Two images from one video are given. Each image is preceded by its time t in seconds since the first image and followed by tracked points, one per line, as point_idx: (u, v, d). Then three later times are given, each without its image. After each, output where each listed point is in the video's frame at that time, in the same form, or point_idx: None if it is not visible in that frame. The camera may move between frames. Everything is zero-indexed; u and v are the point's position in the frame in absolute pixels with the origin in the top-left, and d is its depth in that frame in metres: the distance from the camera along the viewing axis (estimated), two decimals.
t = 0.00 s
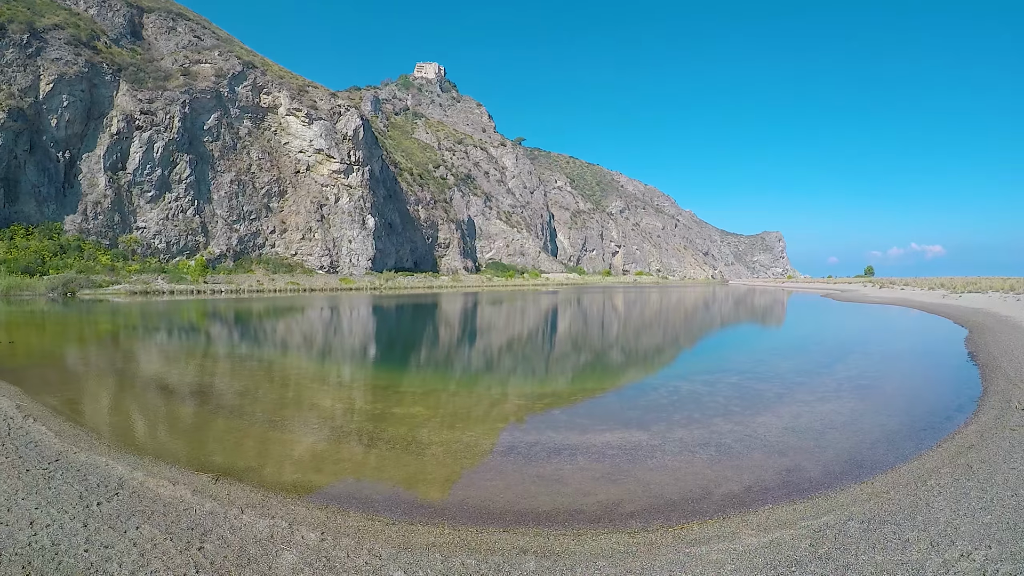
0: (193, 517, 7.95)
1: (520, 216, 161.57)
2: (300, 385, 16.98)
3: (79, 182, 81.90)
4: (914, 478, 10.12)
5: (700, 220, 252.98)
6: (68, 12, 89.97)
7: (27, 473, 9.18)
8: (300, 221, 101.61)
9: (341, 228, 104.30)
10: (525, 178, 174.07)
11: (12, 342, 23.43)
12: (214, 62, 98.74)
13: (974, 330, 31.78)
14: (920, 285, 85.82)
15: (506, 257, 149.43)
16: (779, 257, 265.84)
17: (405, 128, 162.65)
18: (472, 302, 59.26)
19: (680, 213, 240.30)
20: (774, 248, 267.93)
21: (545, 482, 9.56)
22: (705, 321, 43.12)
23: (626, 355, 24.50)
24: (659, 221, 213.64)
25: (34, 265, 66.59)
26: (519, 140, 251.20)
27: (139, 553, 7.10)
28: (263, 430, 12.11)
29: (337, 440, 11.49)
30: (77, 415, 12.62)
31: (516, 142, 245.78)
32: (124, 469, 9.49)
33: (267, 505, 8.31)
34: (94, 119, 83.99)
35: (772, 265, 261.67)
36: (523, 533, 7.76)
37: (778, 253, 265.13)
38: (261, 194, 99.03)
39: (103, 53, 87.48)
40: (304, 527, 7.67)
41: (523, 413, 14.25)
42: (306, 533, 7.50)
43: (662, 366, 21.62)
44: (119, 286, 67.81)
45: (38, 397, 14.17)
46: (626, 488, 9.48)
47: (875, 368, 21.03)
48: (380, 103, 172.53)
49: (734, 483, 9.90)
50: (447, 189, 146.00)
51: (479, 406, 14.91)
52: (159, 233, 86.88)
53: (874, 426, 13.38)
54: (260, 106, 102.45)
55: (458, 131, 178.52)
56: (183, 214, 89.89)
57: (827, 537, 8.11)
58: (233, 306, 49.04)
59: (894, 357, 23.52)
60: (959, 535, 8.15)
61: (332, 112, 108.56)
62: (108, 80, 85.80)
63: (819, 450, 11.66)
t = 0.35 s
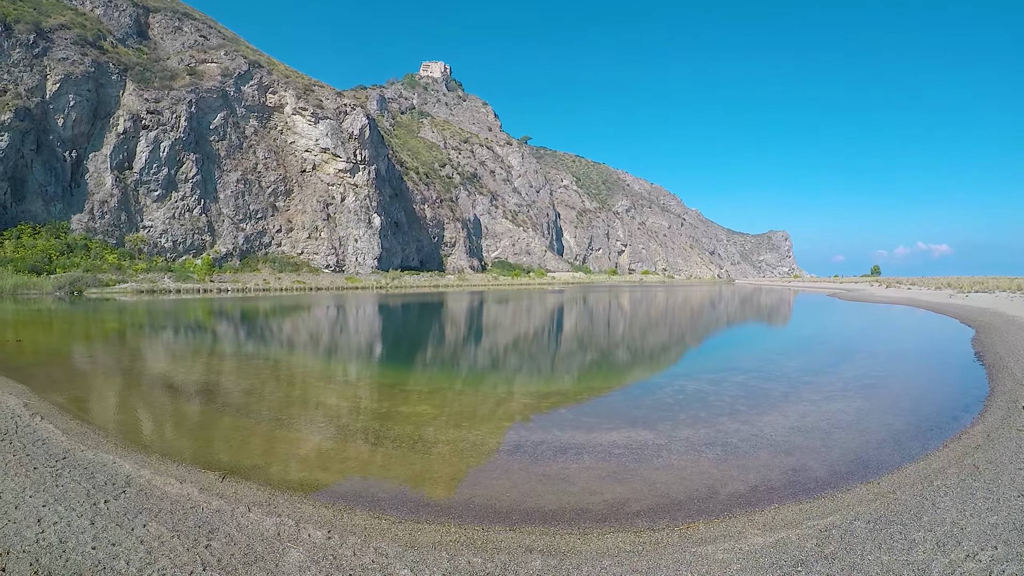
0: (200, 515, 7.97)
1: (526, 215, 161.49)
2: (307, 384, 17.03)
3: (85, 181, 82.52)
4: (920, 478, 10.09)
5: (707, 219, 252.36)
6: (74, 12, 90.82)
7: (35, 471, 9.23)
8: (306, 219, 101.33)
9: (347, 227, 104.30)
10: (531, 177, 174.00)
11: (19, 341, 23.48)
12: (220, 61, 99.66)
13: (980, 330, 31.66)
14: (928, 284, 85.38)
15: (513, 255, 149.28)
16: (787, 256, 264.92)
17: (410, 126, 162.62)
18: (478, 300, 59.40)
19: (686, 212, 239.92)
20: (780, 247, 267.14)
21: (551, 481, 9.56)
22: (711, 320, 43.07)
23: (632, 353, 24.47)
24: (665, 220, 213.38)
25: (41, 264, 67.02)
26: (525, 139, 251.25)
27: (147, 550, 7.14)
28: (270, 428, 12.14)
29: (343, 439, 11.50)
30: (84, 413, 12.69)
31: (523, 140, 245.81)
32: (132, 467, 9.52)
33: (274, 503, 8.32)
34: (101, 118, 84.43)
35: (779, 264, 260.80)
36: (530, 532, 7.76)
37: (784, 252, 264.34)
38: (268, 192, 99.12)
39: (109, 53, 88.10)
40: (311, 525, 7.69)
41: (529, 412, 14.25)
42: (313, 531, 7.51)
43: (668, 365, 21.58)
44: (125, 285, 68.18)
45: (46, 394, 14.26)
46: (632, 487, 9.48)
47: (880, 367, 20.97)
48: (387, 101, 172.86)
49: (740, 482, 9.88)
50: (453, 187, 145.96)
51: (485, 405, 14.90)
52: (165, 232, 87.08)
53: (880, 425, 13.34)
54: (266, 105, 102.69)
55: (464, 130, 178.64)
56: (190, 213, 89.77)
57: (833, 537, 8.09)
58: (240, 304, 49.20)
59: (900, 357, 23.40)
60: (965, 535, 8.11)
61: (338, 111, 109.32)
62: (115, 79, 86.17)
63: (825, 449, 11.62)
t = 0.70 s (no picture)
0: (214, 513, 8.01)
1: (537, 214, 161.44)
2: (318, 383, 17.08)
3: (97, 183, 82.91)
4: (934, 477, 9.99)
5: (718, 216, 251.20)
6: (84, 16, 91.48)
7: (50, 470, 9.30)
8: (318, 219, 102.24)
9: (358, 226, 104.89)
10: (542, 175, 173.85)
11: (32, 342, 23.67)
12: (230, 62, 99.41)
13: (995, 327, 31.40)
14: (942, 281, 84.80)
15: (524, 254, 149.26)
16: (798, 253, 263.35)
17: (421, 126, 163.36)
18: (489, 299, 59.41)
19: (696, 210, 239.07)
20: (792, 245, 262.83)
21: (565, 478, 9.55)
22: (722, 317, 42.91)
23: (644, 351, 24.45)
24: (676, 218, 212.64)
25: (54, 265, 67.24)
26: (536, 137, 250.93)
27: (161, 548, 7.17)
28: (282, 427, 12.18)
29: (355, 438, 11.50)
30: (97, 412, 12.77)
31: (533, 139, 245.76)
32: (146, 466, 9.56)
33: (287, 501, 8.34)
34: (112, 121, 85.02)
35: (790, 261, 259.35)
36: (544, 530, 7.75)
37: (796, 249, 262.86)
38: (279, 193, 99.54)
39: (119, 55, 88.63)
40: (324, 524, 7.70)
41: (540, 410, 14.27)
42: (327, 529, 7.52)
43: (681, 363, 21.48)
44: (138, 285, 68.63)
45: (59, 394, 14.35)
46: (645, 485, 9.45)
47: (893, 365, 20.82)
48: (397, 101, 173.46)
49: (753, 481, 9.82)
50: (464, 186, 145.92)
51: (497, 404, 14.88)
52: (177, 233, 87.61)
53: (894, 423, 13.23)
54: (277, 106, 102.83)
55: (474, 129, 178.71)
56: (201, 214, 90.55)
57: (847, 535, 8.02)
58: (252, 304, 49.38)
59: (912, 355, 23.22)
60: (978, 534, 8.03)
61: (348, 111, 109.45)
62: (125, 82, 86.82)
63: (838, 447, 11.54)
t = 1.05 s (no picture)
0: (236, 511, 8.05)
1: (556, 213, 161.30)
2: (338, 382, 17.13)
3: (118, 184, 84.26)
4: (957, 479, 9.83)
5: (738, 214, 249.22)
6: (104, 20, 93.32)
7: (73, 467, 9.42)
8: (337, 219, 102.35)
9: (377, 227, 105.06)
10: (561, 175, 173.72)
11: (54, 341, 23.91)
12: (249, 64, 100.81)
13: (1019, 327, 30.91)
14: (964, 281, 83.68)
15: (542, 254, 149.13)
16: (819, 252, 260.89)
17: (438, 126, 164.90)
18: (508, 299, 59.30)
19: (716, 209, 237.48)
20: (812, 244, 262.84)
21: (586, 479, 9.50)
22: (741, 317, 42.54)
23: (663, 351, 24.31)
24: (695, 216, 211.44)
25: (76, 266, 69.00)
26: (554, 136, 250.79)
27: (182, 546, 7.22)
28: (302, 425, 12.25)
29: (375, 436, 11.53)
30: (119, 410, 12.87)
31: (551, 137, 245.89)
32: (167, 463, 9.63)
33: (309, 499, 8.38)
34: (132, 124, 86.38)
35: (810, 261, 257.14)
36: (565, 529, 7.72)
37: (816, 248, 260.58)
38: (298, 194, 99.72)
39: (139, 59, 89.87)
40: (346, 522, 7.72)
41: (560, 409, 14.22)
42: (348, 528, 7.54)
43: (701, 363, 21.29)
44: (158, 286, 69.22)
45: (81, 393, 14.49)
46: (667, 485, 9.39)
47: (915, 365, 20.52)
48: (415, 102, 174.98)
49: (775, 482, 9.72)
50: (483, 186, 146.05)
51: (517, 403, 14.84)
52: (197, 234, 88.26)
53: (916, 424, 13.05)
54: (295, 107, 103.67)
55: (493, 129, 179.14)
56: (221, 215, 91.07)
57: (869, 537, 7.92)
58: (272, 304, 49.71)
59: (934, 354, 22.92)
60: (1002, 537, 7.90)
61: (367, 111, 110.75)
62: (145, 85, 88.12)
63: (860, 448, 11.40)
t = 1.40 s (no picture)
0: (262, 513, 8.09)
1: (580, 216, 160.73)
2: (363, 385, 17.22)
3: (144, 190, 85.84)
4: (988, 483, 9.63)
5: (763, 215, 246.32)
6: (129, 30, 94.51)
7: (101, 468, 9.55)
8: (362, 223, 102.82)
9: (402, 230, 105.36)
10: (584, 177, 173.38)
11: (83, 343, 24.40)
12: (273, 71, 102.21)
13: None
14: (992, 281, 82.34)
15: (567, 256, 148.68)
16: (845, 253, 257.14)
17: (461, 130, 165.62)
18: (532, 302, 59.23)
19: (740, 210, 235.08)
20: (838, 245, 259.97)
21: (612, 482, 9.45)
22: (766, 319, 42.13)
23: (688, 354, 24.11)
24: (720, 218, 209.61)
25: (103, 270, 71.02)
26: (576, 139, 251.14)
27: (210, 546, 7.27)
28: (328, 428, 12.33)
29: (400, 439, 11.57)
30: (146, 412, 13.04)
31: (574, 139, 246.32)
32: (194, 465, 9.70)
33: (335, 501, 8.40)
34: (158, 130, 88.04)
35: (836, 261, 253.77)
36: (591, 533, 7.68)
37: (842, 249, 257.15)
38: (322, 198, 100.79)
39: (163, 67, 91.64)
40: (372, 524, 7.74)
41: (585, 412, 14.17)
42: (375, 530, 7.55)
43: (727, 366, 21.12)
44: (185, 289, 70.80)
45: (109, 395, 14.69)
46: (694, 489, 9.31)
47: (944, 367, 20.18)
48: (438, 106, 177.67)
49: (802, 485, 9.60)
50: (507, 189, 146.31)
51: (542, 406, 14.82)
52: (223, 238, 89.56)
53: (945, 428, 12.82)
54: (319, 112, 104.65)
55: (516, 132, 179.88)
56: (246, 220, 92.26)
57: (897, 542, 7.78)
58: (297, 307, 50.17)
59: (965, 356, 22.49)
60: None
61: (390, 116, 110.90)
62: (170, 92, 89.81)
63: (888, 452, 11.21)
